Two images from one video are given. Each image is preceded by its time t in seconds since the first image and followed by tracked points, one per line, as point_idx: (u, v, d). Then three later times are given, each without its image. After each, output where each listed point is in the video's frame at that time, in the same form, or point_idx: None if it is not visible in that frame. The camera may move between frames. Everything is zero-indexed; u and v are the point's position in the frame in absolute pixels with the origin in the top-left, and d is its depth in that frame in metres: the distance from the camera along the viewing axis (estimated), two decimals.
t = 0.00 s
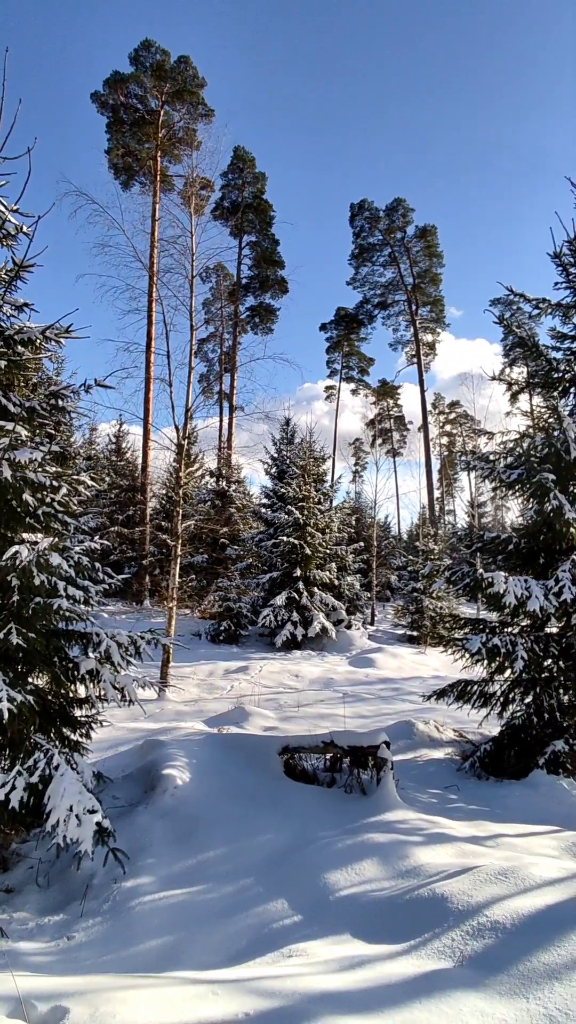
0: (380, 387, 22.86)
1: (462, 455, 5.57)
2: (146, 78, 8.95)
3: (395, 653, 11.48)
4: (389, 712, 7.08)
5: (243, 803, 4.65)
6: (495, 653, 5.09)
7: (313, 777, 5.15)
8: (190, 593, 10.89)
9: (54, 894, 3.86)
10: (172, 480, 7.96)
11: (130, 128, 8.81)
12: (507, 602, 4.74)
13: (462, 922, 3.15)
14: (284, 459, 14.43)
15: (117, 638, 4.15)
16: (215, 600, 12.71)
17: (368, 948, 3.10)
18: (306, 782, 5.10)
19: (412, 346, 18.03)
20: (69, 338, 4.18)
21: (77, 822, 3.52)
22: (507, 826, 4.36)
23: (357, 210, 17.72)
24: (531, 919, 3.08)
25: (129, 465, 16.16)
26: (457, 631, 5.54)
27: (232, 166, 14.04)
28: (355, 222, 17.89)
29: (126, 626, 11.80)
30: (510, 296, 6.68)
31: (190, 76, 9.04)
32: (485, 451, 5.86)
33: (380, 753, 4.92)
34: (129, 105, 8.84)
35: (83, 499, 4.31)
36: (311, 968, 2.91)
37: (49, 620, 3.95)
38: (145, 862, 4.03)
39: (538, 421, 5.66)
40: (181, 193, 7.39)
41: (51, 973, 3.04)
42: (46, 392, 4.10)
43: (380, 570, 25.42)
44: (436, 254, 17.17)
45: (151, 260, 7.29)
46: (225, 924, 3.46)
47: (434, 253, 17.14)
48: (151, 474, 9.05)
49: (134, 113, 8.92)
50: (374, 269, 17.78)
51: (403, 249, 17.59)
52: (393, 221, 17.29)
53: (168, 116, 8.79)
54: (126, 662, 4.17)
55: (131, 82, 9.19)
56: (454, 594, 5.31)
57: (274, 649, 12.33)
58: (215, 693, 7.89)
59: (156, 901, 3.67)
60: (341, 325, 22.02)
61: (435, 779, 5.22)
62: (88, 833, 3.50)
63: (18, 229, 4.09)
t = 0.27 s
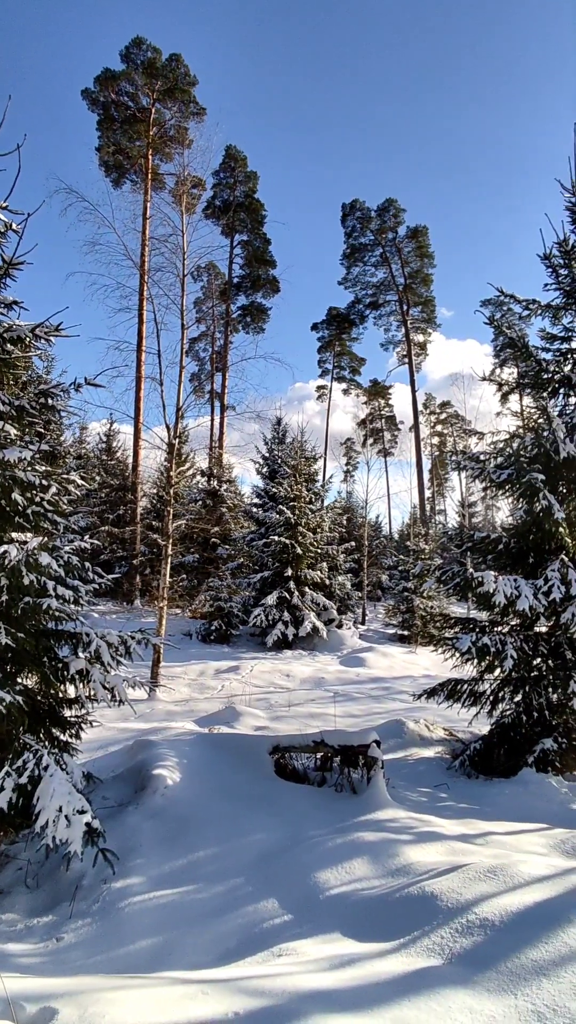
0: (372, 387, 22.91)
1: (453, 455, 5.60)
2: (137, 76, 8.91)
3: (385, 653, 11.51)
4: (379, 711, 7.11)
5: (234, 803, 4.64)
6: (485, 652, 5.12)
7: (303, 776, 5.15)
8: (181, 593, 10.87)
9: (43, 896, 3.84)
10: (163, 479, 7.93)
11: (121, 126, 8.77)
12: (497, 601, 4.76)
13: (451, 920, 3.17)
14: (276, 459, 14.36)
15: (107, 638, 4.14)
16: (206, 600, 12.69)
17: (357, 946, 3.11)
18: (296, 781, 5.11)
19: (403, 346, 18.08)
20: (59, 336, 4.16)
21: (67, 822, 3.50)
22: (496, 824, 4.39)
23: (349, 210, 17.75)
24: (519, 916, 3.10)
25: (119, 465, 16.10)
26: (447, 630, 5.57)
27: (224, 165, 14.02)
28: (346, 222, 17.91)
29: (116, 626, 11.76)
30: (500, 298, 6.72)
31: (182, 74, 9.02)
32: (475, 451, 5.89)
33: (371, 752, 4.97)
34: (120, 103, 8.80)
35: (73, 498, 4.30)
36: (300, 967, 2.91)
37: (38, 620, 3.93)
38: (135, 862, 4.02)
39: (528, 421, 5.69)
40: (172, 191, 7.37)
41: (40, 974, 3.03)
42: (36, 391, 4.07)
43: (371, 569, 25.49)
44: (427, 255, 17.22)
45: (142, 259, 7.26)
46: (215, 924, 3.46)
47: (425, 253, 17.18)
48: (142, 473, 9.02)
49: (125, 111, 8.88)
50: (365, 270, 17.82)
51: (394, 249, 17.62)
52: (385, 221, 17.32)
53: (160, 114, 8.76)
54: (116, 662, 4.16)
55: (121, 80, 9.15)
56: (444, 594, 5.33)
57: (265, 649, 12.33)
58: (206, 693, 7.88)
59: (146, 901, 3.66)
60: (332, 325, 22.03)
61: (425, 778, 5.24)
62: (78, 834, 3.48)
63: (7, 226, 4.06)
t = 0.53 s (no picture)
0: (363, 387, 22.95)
1: (443, 455, 5.61)
2: (128, 73, 8.87)
3: (377, 653, 11.52)
4: (370, 710, 7.12)
5: (224, 803, 4.64)
6: (475, 651, 5.14)
7: (294, 775, 5.15)
8: (172, 593, 10.84)
9: (32, 897, 3.82)
10: (154, 479, 7.91)
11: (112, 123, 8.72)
12: (487, 601, 4.79)
13: (441, 917, 3.19)
14: (267, 459, 14.36)
15: (97, 638, 4.12)
16: (197, 599, 12.67)
17: (346, 945, 3.12)
18: (287, 781, 5.11)
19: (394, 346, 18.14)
20: (49, 334, 4.14)
21: (56, 823, 3.49)
22: (486, 822, 4.41)
23: (340, 210, 17.78)
24: (508, 913, 3.12)
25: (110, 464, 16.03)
26: (438, 630, 5.59)
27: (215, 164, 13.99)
28: (338, 222, 17.93)
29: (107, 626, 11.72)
30: (490, 299, 6.76)
31: (173, 72, 8.99)
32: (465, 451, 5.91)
33: (361, 751, 4.98)
34: (111, 101, 8.76)
35: (62, 498, 4.27)
36: (290, 966, 2.91)
37: (27, 620, 3.91)
38: (125, 862, 4.01)
39: (518, 421, 5.72)
40: (163, 190, 7.35)
41: (28, 976, 3.01)
42: (25, 390, 4.05)
43: (362, 569, 25.55)
44: (418, 256, 17.27)
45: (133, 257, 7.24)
46: (205, 924, 3.45)
47: (416, 254, 17.24)
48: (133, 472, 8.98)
49: (115, 109, 8.84)
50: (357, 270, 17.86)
51: (385, 250, 17.66)
52: (376, 221, 17.36)
53: (151, 113, 8.73)
54: (106, 662, 4.15)
55: (112, 78, 9.11)
56: (435, 593, 5.34)
57: (257, 649, 12.33)
58: (197, 693, 7.86)
59: (135, 902, 3.65)
60: (324, 325, 22.05)
61: (416, 777, 5.26)
62: (67, 834, 3.47)
63: None
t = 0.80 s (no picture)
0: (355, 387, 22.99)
1: (434, 455, 5.62)
2: (119, 71, 8.83)
3: (368, 653, 11.53)
4: (360, 710, 7.14)
5: (215, 803, 4.64)
6: (466, 650, 5.16)
7: (285, 775, 5.16)
8: (163, 593, 10.81)
9: (21, 900, 3.79)
10: (145, 478, 7.88)
11: (102, 121, 8.67)
12: (477, 600, 4.81)
13: (431, 915, 3.20)
14: (259, 458, 14.39)
15: (87, 638, 4.10)
16: (188, 599, 12.64)
17: (337, 944, 3.12)
18: (278, 780, 5.11)
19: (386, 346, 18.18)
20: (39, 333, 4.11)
21: (45, 824, 3.47)
22: (476, 820, 4.44)
23: (332, 210, 17.79)
24: (496, 911, 3.13)
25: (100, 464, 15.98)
26: (428, 629, 5.62)
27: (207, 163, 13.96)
28: (330, 222, 17.95)
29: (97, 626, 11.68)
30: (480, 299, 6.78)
31: (165, 71, 8.96)
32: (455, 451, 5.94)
33: (352, 750, 4.95)
34: (102, 98, 8.72)
35: (52, 498, 4.25)
36: (281, 966, 2.91)
37: (16, 620, 3.89)
38: (115, 864, 3.99)
39: (508, 422, 5.75)
40: (154, 188, 7.32)
41: (17, 978, 3.00)
42: (15, 389, 4.03)
43: (354, 569, 25.61)
44: (410, 257, 17.32)
45: (124, 256, 7.21)
46: (195, 924, 3.45)
47: (408, 255, 17.28)
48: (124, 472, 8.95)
49: (106, 106, 8.80)
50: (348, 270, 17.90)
51: (377, 250, 17.69)
52: (368, 221, 17.39)
53: (142, 111, 8.69)
54: (97, 663, 4.12)
55: (103, 75, 9.06)
56: (426, 592, 5.36)
57: (248, 648, 12.32)
58: (188, 693, 7.84)
59: (125, 903, 3.64)
60: (316, 324, 22.07)
61: (406, 776, 5.28)
62: (56, 836, 3.45)
63: None
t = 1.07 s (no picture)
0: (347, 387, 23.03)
1: (426, 455, 5.63)
2: (110, 69, 8.78)
3: (360, 653, 11.56)
4: (352, 710, 7.16)
5: (206, 804, 4.63)
6: (457, 650, 5.18)
7: (277, 775, 5.20)
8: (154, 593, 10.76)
9: (11, 902, 3.77)
10: (136, 478, 7.85)
11: (94, 119, 8.63)
12: (468, 600, 4.83)
13: (421, 914, 3.21)
14: (250, 458, 14.40)
15: (77, 638, 4.08)
16: (179, 600, 12.60)
17: (328, 943, 3.12)
18: (270, 781, 5.14)
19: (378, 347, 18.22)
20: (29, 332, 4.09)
21: (35, 826, 3.45)
22: (466, 819, 4.46)
23: (324, 211, 17.81)
24: (486, 910, 3.15)
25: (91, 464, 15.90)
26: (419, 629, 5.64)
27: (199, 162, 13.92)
28: (322, 223, 17.96)
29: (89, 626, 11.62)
30: (469, 300, 6.80)
31: (156, 69, 8.94)
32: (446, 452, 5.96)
33: (343, 749, 4.95)
34: (93, 96, 8.67)
35: (42, 497, 4.23)
36: (272, 966, 2.91)
37: (6, 620, 3.86)
38: (106, 865, 3.98)
39: (498, 422, 5.78)
40: (146, 187, 7.29)
41: (7, 981, 2.98)
42: (5, 388, 4.01)
43: (345, 569, 25.63)
44: (402, 257, 17.37)
45: (116, 255, 7.18)
46: (187, 925, 3.45)
47: (400, 256, 17.33)
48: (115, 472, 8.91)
49: (98, 104, 8.75)
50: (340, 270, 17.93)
51: (369, 250, 17.72)
52: (360, 222, 17.41)
53: (134, 109, 8.66)
54: (87, 663, 4.11)
55: (95, 73, 9.02)
56: (417, 592, 5.38)
57: (239, 648, 12.31)
58: (180, 694, 7.82)
59: (116, 904, 3.63)
60: (308, 325, 22.07)
61: (397, 775, 5.29)
62: (46, 837, 3.43)
63: None
